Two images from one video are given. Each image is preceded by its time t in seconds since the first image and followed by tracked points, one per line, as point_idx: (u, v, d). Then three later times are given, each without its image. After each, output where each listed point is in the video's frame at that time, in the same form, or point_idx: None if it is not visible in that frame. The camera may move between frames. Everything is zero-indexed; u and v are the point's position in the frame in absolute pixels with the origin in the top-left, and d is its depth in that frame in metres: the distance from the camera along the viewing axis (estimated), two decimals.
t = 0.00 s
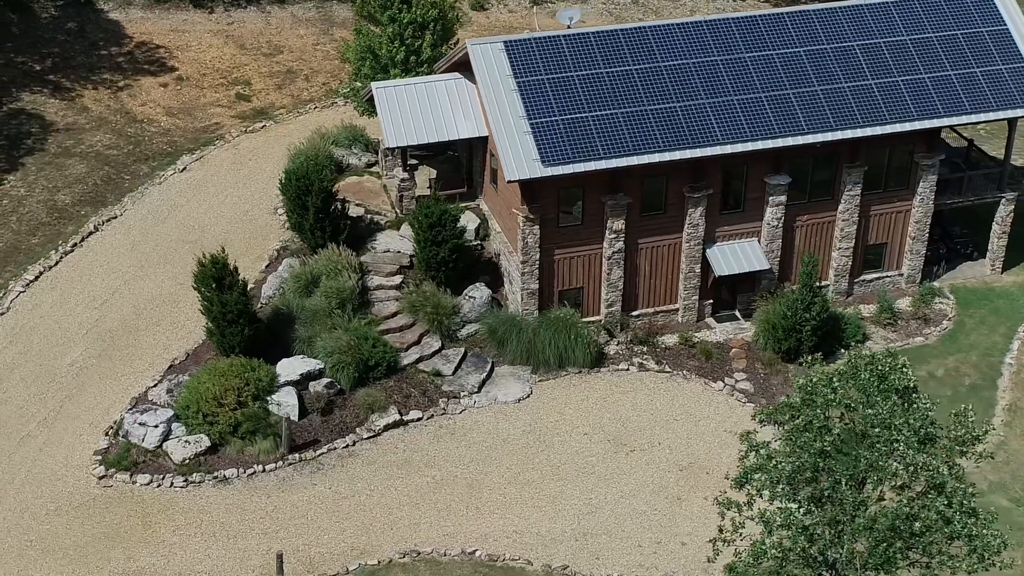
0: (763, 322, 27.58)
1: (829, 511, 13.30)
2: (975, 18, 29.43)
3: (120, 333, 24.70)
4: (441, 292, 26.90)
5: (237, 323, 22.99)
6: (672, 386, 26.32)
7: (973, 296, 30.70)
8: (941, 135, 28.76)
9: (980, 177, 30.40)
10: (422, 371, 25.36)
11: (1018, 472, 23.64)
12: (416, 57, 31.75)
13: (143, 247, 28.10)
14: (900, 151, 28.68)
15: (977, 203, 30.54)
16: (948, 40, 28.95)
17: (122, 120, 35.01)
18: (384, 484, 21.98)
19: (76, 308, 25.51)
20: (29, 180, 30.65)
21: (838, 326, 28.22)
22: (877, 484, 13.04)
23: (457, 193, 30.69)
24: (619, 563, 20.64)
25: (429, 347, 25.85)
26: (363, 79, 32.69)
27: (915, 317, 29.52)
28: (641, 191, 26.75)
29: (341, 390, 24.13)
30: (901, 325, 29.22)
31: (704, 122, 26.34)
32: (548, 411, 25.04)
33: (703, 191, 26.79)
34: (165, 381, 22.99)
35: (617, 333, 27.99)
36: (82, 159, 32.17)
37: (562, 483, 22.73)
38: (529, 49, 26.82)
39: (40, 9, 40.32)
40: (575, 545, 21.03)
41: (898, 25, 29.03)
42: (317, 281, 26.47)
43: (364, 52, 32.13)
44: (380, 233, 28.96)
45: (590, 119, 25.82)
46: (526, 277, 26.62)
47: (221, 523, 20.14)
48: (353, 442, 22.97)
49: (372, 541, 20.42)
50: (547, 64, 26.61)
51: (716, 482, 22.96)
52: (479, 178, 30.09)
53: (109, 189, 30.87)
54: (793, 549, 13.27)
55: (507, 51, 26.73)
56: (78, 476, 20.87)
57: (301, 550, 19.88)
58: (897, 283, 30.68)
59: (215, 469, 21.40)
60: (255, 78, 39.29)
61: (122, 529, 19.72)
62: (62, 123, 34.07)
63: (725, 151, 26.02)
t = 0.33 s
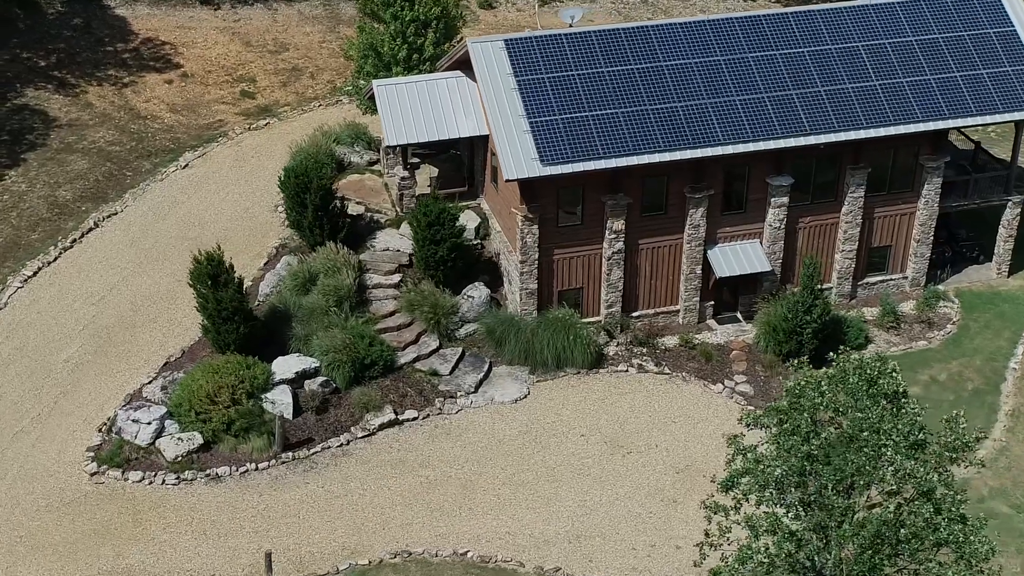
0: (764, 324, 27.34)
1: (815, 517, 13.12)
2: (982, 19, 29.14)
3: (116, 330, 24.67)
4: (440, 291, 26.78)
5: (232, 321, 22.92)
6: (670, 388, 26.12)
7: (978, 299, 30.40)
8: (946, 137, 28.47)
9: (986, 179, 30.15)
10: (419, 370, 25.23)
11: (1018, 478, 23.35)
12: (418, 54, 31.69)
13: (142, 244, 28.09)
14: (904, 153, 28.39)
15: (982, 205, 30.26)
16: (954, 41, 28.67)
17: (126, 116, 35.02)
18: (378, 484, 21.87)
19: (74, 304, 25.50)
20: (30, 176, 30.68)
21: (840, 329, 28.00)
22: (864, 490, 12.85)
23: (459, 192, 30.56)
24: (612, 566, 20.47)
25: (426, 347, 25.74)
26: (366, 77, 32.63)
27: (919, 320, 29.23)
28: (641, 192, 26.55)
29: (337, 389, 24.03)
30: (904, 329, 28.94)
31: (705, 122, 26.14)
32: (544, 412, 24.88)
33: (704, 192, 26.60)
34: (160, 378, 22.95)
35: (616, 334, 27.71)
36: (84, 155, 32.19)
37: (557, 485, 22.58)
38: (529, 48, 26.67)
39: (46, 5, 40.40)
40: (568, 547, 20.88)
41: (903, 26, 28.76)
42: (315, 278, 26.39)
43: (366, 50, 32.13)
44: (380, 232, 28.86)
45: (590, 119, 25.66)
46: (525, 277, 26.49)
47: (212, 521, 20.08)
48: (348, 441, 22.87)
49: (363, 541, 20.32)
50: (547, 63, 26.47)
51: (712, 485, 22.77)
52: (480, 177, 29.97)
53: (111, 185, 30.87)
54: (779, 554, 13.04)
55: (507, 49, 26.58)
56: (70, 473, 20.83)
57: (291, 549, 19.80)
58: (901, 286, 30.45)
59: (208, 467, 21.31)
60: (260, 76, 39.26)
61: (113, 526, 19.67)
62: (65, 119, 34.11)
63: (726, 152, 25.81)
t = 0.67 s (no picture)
0: (767, 327, 27.13)
1: (804, 522, 12.89)
2: (992, 21, 28.85)
3: (116, 326, 24.67)
4: (441, 290, 26.68)
5: (230, 318, 22.88)
6: (672, 390, 25.93)
7: (986, 304, 30.07)
8: (955, 139, 28.15)
9: (995, 183, 29.93)
10: (418, 369, 25.11)
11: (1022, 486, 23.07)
12: (423, 53, 31.60)
13: (145, 240, 28.10)
14: (912, 155, 28.11)
15: (991, 209, 30.00)
16: (963, 43, 28.36)
17: (132, 112, 35.07)
18: (373, 484, 21.77)
19: (74, 299, 25.52)
20: (35, 171, 30.76)
21: (844, 332, 27.73)
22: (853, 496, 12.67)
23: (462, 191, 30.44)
24: (607, 569, 20.26)
25: (426, 346, 25.64)
26: (372, 74, 32.55)
27: (925, 324, 28.94)
28: (644, 192, 26.37)
29: (335, 388, 23.95)
30: (910, 333, 28.66)
31: (708, 122, 25.93)
32: (543, 412, 24.73)
33: (708, 193, 26.36)
34: (158, 374, 22.93)
35: (619, 335, 27.64)
36: (89, 151, 32.24)
37: (554, 487, 22.41)
38: (533, 46, 26.56)
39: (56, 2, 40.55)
40: (563, 549, 20.70)
41: (912, 27, 28.46)
42: (316, 276, 26.35)
43: (372, 47, 32.07)
44: (383, 230, 28.76)
45: (593, 118, 25.52)
46: (526, 276, 26.34)
47: (205, 518, 20.02)
48: (345, 439, 22.78)
49: (356, 540, 20.21)
50: (550, 62, 26.35)
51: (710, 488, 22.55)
52: (484, 176, 29.84)
53: (115, 181, 30.90)
54: (766, 560, 12.86)
55: (511, 48, 26.48)
56: (64, 468, 20.82)
57: (284, 548, 19.70)
58: (907, 289, 30.18)
59: (203, 465, 21.27)
60: (268, 73, 39.25)
61: (105, 522, 19.63)
62: (72, 115, 34.18)
63: (729, 153, 25.59)
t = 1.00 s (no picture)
0: (773, 330, 26.88)
1: (793, 530, 12.75)
2: (1005, 23, 28.52)
3: (118, 322, 24.70)
4: (445, 290, 26.58)
5: (230, 315, 22.88)
6: (675, 393, 25.70)
7: (996, 309, 29.71)
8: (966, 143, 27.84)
9: (1009, 187, 29.50)
10: (420, 369, 25.00)
11: None
12: (431, 51, 31.53)
13: (150, 236, 28.13)
14: (922, 158, 27.81)
15: (1004, 213, 29.58)
16: (976, 45, 28.03)
17: (141, 108, 35.14)
18: (371, 482, 21.70)
19: (77, 294, 25.57)
20: (42, 166, 30.85)
21: (852, 336, 27.45)
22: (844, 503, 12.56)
23: (469, 190, 30.35)
24: (604, 572, 20.08)
25: (429, 345, 25.53)
26: (380, 72, 32.49)
27: (934, 329, 28.61)
28: (649, 192, 26.18)
29: (335, 386, 23.90)
30: (918, 338, 28.35)
31: (715, 123, 25.71)
32: (545, 413, 24.58)
33: (714, 194, 26.14)
34: (158, 370, 22.91)
35: (623, 337, 27.44)
36: (97, 147, 32.31)
37: (553, 488, 22.25)
38: (539, 45, 26.41)
39: None
40: (560, 551, 20.52)
41: (924, 28, 28.16)
42: (318, 274, 26.26)
43: (380, 45, 32.03)
44: (387, 228, 28.67)
45: (598, 118, 25.34)
46: (530, 276, 26.17)
47: (201, 516, 20.00)
48: (343, 438, 22.70)
49: (352, 540, 20.12)
50: (556, 61, 26.20)
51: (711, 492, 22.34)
52: (491, 175, 29.72)
53: (122, 177, 30.95)
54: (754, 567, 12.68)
55: (517, 46, 26.32)
56: (62, 464, 20.84)
57: (279, 546, 19.65)
58: (917, 294, 29.85)
59: (200, 462, 21.26)
60: (279, 70, 39.27)
61: (101, 519, 19.62)
62: (81, 110, 34.28)
63: (736, 154, 25.37)
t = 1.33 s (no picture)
0: (779, 333, 26.66)
1: (781, 537, 12.66)
2: (1018, 26, 28.19)
3: (121, 317, 24.74)
4: (449, 289, 26.49)
5: (231, 311, 22.90)
6: (679, 395, 25.49)
7: (1008, 315, 29.36)
8: (977, 146, 27.52)
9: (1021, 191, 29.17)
10: (422, 368, 24.91)
11: None
12: (439, 49, 31.44)
13: (155, 231, 28.17)
14: (932, 162, 27.51)
15: (1016, 218, 29.25)
16: (988, 48, 27.71)
17: (151, 104, 35.21)
18: (369, 481, 21.63)
19: (81, 289, 25.62)
20: (50, 161, 30.97)
21: (859, 341, 27.20)
22: (833, 510, 12.46)
23: (475, 189, 30.22)
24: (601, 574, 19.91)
25: (432, 344, 25.42)
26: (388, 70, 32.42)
27: (943, 335, 28.29)
28: (655, 193, 25.99)
29: (335, 384, 23.81)
30: (927, 343, 28.05)
31: (722, 123, 25.50)
32: (547, 414, 24.44)
33: (720, 196, 25.91)
34: (158, 366, 22.92)
35: (628, 338, 27.25)
36: (106, 142, 32.39)
37: (552, 489, 22.10)
38: (546, 44, 26.28)
39: None
40: (558, 554, 20.36)
41: (935, 30, 27.87)
42: (322, 271, 26.23)
43: (389, 42, 31.95)
44: (393, 226, 28.60)
45: (603, 117, 25.18)
46: (534, 277, 26.03)
47: (198, 512, 19.99)
48: (343, 436, 22.64)
49: (348, 539, 20.05)
50: (563, 60, 26.05)
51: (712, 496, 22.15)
52: (497, 174, 29.59)
53: (130, 172, 31.03)
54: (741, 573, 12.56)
55: (523, 44, 26.22)
56: (60, 458, 20.90)
57: (274, 544, 19.61)
58: (927, 298, 29.52)
59: (198, 459, 21.25)
60: (291, 67, 39.28)
61: (97, 514, 19.65)
62: (91, 105, 34.38)
63: (742, 155, 25.15)
